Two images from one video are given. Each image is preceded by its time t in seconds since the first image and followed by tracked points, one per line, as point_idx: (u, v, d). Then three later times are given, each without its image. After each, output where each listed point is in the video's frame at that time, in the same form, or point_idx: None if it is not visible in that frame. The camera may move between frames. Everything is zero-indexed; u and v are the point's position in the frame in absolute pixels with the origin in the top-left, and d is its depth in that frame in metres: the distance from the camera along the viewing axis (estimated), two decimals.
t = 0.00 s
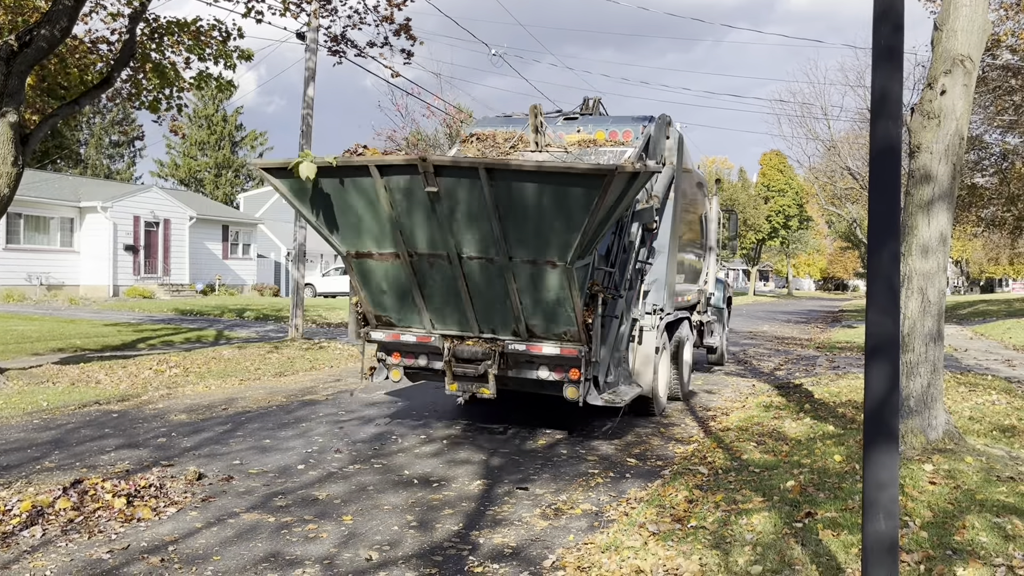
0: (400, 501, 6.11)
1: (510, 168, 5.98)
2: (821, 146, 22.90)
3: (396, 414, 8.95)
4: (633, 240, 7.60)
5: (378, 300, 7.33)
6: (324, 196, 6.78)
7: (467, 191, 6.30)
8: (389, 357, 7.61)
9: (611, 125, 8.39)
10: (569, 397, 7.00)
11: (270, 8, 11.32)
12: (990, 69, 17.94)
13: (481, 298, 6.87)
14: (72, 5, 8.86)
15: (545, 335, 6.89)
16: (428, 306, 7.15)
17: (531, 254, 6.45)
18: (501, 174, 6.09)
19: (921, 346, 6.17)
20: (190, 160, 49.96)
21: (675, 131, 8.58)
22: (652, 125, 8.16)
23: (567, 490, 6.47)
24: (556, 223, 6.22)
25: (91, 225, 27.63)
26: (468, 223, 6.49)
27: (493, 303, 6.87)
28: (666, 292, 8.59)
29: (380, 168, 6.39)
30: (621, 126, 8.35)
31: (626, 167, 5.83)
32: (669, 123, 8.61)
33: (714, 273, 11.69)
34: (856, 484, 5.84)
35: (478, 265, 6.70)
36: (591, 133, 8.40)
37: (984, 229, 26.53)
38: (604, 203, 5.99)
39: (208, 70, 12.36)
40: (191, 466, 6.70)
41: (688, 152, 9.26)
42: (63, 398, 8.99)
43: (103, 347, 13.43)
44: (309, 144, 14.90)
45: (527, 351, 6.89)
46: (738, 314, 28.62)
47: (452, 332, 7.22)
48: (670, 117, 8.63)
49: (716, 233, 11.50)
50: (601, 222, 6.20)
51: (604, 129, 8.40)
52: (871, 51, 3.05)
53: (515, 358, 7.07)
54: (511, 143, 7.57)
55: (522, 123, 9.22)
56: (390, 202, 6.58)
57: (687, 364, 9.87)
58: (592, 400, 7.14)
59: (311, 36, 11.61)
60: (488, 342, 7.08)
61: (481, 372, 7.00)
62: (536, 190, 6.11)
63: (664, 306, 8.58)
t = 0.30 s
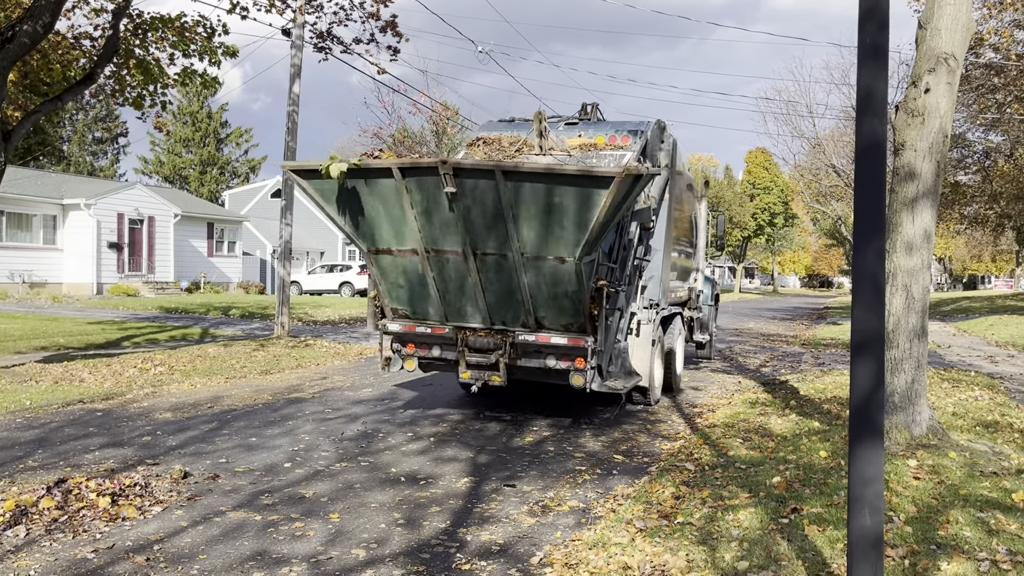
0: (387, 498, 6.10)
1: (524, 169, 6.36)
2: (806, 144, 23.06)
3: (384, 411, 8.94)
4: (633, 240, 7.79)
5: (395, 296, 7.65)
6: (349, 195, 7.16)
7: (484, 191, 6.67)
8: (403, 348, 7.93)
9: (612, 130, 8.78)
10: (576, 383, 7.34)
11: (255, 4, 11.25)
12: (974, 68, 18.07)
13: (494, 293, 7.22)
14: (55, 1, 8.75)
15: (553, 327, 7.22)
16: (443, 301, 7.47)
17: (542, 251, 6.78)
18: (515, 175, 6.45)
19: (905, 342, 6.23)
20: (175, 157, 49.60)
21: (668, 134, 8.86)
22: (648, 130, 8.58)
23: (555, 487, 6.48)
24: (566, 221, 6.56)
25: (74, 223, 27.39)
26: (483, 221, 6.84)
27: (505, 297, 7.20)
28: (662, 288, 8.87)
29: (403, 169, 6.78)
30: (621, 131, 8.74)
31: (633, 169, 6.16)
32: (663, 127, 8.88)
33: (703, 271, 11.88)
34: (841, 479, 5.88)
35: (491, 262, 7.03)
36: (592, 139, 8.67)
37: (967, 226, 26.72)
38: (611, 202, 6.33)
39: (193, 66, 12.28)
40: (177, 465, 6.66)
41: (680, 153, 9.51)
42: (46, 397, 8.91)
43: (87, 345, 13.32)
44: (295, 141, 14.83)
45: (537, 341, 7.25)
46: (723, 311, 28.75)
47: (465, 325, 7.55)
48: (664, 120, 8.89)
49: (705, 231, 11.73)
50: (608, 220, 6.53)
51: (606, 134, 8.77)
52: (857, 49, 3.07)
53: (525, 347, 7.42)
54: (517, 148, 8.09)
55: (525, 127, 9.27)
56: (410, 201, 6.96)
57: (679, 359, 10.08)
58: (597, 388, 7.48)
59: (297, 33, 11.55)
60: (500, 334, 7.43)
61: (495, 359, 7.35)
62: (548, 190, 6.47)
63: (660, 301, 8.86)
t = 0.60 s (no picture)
0: (379, 498, 6.08)
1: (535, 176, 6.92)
2: (796, 143, 23.16)
3: (375, 410, 8.95)
4: (632, 241, 8.12)
5: (413, 291, 8.29)
6: (372, 200, 7.81)
7: (496, 197, 7.25)
8: (416, 343, 8.47)
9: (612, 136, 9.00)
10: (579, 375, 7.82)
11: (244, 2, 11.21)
12: (961, 67, 18.14)
13: (504, 290, 7.79)
14: None
15: (557, 321, 7.75)
16: (456, 296, 8.08)
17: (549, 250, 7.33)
18: (527, 181, 7.01)
19: (894, 340, 6.25)
20: (163, 155, 49.28)
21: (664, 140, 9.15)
22: (647, 135, 8.84)
23: (545, 485, 6.49)
24: (572, 224, 7.11)
25: (61, 221, 27.21)
26: (495, 224, 7.41)
27: (513, 293, 7.78)
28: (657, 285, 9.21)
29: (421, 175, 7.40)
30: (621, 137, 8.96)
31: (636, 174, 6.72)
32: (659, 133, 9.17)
33: (695, 270, 12.03)
34: (831, 477, 5.91)
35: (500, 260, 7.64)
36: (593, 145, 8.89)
37: (955, 224, 26.84)
38: (615, 206, 6.87)
39: (182, 63, 12.23)
40: (166, 465, 6.63)
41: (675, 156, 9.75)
42: (35, 396, 8.87)
43: (75, 344, 13.25)
44: (284, 140, 14.79)
45: (543, 335, 7.75)
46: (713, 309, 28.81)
47: (476, 319, 8.13)
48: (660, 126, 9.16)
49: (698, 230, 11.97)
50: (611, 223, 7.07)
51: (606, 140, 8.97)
52: (846, 47, 3.08)
53: (530, 341, 7.91)
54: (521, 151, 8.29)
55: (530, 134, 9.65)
56: (428, 205, 7.58)
57: (673, 355, 10.33)
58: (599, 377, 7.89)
59: (286, 31, 11.52)
60: (508, 329, 7.96)
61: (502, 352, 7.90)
62: (556, 196, 7.03)
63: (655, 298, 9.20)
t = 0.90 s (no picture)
0: (372, 497, 6.07)
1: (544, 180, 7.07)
2: (788, 142, 23.21)
3: (368, 408, 8.95)
4: (631, 239, 8.29)
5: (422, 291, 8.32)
6: (386, 201, 7.90)
7: (507, 200, 7.37)
8: (427, 338, 8.55)
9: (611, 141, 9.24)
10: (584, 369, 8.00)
11: None
12: (952, 66, 18.20)
13: (512, 288, 7.87)
14: None
15: (563, 318, 7.85)
16: (465, 295, 8.12)
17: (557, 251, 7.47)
18: (536, 185, 7.15)
19: (885, 338, 6.28)
20: (154, 153, 49.05)
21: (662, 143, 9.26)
22: (647, 139, 8.91)
23: (538, 484, 6.50)
24: (579, 225, 7.27)
25: (52, 220, 27.08)
26: (505, 225, 7.52)
27: (522, 292, 7.87)
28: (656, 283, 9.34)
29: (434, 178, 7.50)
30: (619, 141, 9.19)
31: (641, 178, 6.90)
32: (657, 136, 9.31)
33: (690, 269, 12.11)
34: (822, 474, 5.94)
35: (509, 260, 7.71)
36: (594, 150, 9.26)
37: (946, 223, 26.94)
38: (622, 208, 7.04)
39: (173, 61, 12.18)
40: (158, 464, 6.62)
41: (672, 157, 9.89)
42: (25, 396, 8.84)
43: (65, 344, 13.20)
44: (276, 138, 14.75)
45: (549, 331, 7.86)
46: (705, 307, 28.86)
47: (485, 317, 8.18)
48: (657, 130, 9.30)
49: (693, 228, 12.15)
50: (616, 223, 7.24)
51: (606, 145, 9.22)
52: (838, 47, 3.09)
53: (537, 337, 8.01)
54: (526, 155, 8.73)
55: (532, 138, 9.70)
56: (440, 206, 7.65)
57: (669, 350, 10.54)
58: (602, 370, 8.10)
59: (278, 28, 11.49)
60: (516, 325, 8.06)
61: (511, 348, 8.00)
62: (564, 199, 7.19)
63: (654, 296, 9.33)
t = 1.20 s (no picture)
0: (367, 497, 6.06)
1: (551, 182, 7.27)
2: (782, 142, 23.23)
3: (363, 407, 8.96)
4: (631, 239, 8.35)
5: (432, 289, 8.47)
6: (399, 203, 8.12)
7: (514, 201, 7.59)
8: (435, 334, 8.66)
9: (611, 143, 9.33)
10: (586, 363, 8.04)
11: None
12: (945, 66, 18.23)
13: (518, 286, 8.04)
14: None
15: (568, 315, 8.00)
16: (473, 293, 8.28)
17: (561, 250, 7.64)
18: (542, 187, 7.36)
19: (878, 337, 6.30)
20: (148, 152, 48.91)
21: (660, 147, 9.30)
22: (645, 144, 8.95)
23: (532, 483, 6.50)
24: (584, 226, 7.48)
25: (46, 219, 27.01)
26: (512, 226, 7.72)
27: (528, 289, 8.03)
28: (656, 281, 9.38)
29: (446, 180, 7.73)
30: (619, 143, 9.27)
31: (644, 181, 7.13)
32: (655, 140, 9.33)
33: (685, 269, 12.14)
34: (815, 473, 5.95)
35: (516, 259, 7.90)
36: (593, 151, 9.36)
37: (940, 222, 26.99)
38: (625, 209, 7.25)
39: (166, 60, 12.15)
40: (151, 464, 6.61)
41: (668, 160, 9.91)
42: (17, 396, 8.80)
43: (57, 343, 13.15)
44: (270, 137, 14.73)
45: (554, 327, 8.01)
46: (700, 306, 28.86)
47: (492, 314, 8.34)
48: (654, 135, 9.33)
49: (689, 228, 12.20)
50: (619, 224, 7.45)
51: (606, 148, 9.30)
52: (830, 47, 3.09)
53: (542, 332, 8.15)
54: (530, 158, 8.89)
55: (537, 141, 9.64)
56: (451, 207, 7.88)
57: (666, 349, 10.59)
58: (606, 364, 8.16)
59: (272, 27, 11.48)
60: (522, 321, 8.23)
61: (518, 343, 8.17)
62: (569, 200, 7.40)
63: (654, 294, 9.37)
